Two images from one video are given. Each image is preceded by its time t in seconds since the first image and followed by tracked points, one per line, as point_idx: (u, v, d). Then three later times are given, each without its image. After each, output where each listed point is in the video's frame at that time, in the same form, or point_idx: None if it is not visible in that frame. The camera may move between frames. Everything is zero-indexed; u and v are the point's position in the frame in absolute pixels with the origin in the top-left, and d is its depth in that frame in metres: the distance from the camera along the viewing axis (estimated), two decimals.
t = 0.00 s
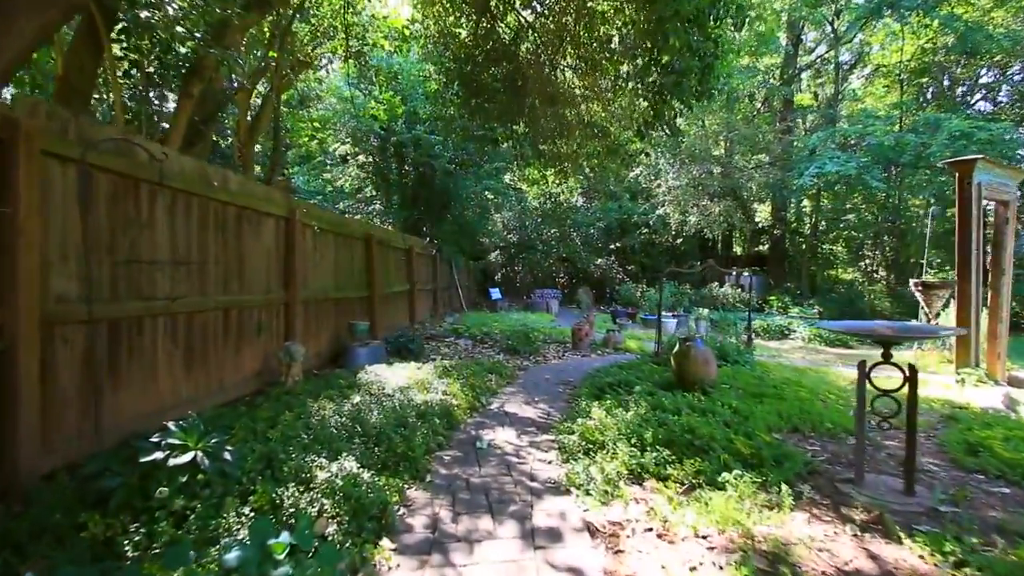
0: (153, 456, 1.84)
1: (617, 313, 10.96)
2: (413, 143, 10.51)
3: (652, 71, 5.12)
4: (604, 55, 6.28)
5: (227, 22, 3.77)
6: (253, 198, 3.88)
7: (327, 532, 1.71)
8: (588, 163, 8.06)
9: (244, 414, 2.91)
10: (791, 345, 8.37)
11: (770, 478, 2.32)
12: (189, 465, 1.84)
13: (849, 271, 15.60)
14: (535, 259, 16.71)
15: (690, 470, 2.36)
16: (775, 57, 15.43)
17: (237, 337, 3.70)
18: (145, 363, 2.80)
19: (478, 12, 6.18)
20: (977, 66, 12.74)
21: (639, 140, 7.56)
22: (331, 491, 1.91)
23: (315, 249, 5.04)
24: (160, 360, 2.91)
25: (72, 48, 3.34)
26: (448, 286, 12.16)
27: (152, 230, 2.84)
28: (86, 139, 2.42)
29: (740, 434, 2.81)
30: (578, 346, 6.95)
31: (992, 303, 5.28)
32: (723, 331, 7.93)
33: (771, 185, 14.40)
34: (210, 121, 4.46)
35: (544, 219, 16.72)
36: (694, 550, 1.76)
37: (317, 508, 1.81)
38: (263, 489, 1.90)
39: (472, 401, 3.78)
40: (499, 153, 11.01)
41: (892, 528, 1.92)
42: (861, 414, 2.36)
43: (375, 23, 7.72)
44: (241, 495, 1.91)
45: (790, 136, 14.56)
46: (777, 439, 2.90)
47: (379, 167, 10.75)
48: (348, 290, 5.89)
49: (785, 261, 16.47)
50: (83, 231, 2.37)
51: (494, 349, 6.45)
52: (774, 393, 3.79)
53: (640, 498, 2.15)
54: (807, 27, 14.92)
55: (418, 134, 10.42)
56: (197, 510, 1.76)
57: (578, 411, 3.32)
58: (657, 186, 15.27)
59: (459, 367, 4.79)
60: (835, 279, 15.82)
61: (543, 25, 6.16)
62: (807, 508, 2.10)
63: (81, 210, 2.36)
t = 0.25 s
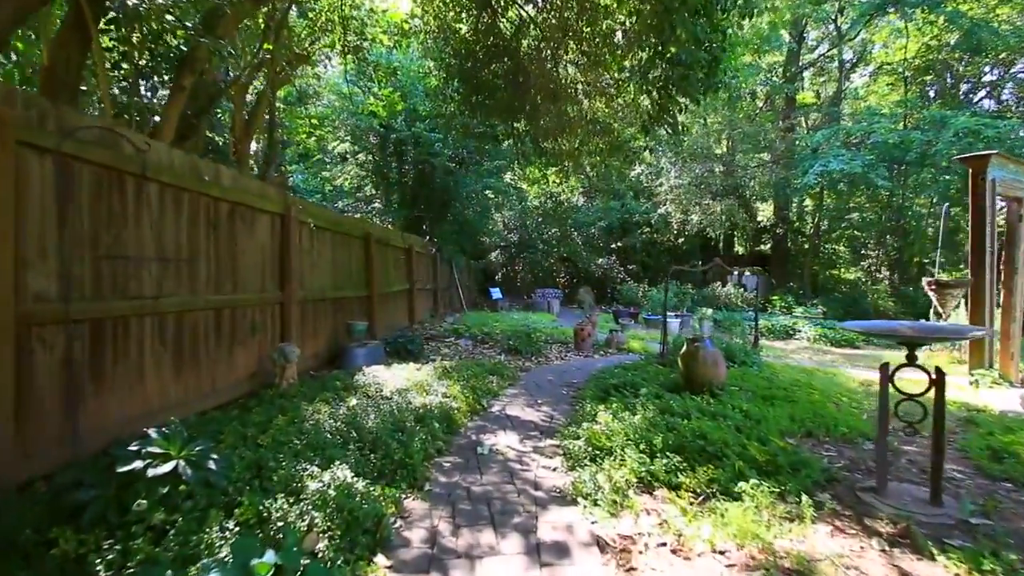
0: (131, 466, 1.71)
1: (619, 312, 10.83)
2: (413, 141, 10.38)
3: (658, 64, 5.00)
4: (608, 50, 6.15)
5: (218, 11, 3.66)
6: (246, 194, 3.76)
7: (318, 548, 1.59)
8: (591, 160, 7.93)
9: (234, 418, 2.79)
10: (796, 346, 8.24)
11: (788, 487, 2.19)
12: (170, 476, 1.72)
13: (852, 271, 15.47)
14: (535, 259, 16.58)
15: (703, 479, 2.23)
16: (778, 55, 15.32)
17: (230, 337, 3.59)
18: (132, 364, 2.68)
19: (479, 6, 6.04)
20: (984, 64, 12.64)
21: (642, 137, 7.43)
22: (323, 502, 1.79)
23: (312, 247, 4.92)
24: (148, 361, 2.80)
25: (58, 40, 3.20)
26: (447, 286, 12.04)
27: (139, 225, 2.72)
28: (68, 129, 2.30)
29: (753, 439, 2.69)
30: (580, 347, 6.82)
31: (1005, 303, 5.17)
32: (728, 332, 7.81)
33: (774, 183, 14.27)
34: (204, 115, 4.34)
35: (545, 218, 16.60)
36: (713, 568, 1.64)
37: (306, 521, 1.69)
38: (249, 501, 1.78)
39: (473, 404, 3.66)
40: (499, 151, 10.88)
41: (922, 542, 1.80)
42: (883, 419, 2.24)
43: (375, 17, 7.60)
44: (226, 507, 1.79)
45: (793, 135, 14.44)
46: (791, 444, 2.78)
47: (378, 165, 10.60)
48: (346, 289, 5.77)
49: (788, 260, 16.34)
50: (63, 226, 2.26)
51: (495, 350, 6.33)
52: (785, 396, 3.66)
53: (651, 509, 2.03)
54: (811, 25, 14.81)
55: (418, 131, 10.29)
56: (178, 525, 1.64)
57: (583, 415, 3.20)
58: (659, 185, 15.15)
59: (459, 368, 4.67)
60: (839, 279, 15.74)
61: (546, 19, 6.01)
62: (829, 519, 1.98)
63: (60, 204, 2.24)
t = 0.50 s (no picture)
0: (102, 479, 1.58)
1: (620, 312, 10.72)
2: (412, 139, 10.27)
3: (662, 58, 4.88)
4: (611, 45, 6.02)
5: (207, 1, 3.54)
6: (237, 190, 3.63)
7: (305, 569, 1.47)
8: (592, 158, 7.82)
9: (222, 425, 2.67)
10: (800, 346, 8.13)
11: (806, 498, 2.07)
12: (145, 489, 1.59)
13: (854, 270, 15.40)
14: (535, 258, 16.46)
15: (716, 490, 2.11)
16: (779, 54, 15.23)
17: (221, 338, 3.46)
18: (115, 367, 2.55)
19: None
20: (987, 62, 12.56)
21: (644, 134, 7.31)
22: (312, 517, 1.66)
23: (307, 245, 4.79)
24: (133, 364, 2.67)
25: (41, 30, 3.00)
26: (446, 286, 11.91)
27: (123, 221, 2.60)
28: (46, 119, 2.17)
29: (765, 445, 2.58)
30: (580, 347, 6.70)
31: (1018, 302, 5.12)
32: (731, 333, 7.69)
33: (776, 182, 14.12)
34: (196, 109, 4.21)
35: (545, 217, 16.49)
36: None
37: (293, 539, 1.57)
38: (232, 516, 1.65)
39: (473, 407, 3.54)
40: (499, 149, 10.76)
41: (954, 560, 1.68)
42: (906, 426, 2.12)
43: (373, 12, 7.48)
44: (208, 522, 1.67)
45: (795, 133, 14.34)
46: (805, 450, 2.66)
47: (377, 163, 10.57)
48: (343, 288, 5.65)
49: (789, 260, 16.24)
50: (39, 221, 2.13)
51: (495, 351, 6.21)
52: (795, 398, 3.54)
53: (663, 523, 1.91)
54: (812, 23, 14.73)
55: (417, 129, 10.17)
56: (153, 544, 1.51)
57: (587, 419, 3.08)
58: (660, 184, 15.05)
59: (458, 369, 4.55)
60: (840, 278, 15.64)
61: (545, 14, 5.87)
62: (853, 533, 1.86)
63: (36, 197, 2.12)
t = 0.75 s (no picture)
0: (65, 497, 1.43)
1: (621, 312, 10.60)
2: (410, 137, 10.17)
3: (665, 53, 4.77)
4: (613, 41, 5.86)
5: None
6: (227, 185, 3.50)
7: None
8: (593, 156, 7.71)
9: (207, 432, 2.53)
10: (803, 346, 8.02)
11: (827, 511, 1.95)
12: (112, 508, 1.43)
13: (855, 271, 15.44)
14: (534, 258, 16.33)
15: (732, 503, 1.98)
16: (779, 52, 15.15)
17: (209, 340, 3.33)
18: (94, 371, 2.42)
19: None
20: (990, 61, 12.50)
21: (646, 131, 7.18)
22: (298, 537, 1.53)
23: (301, 243, 4.66)
24: (113, 368, 2.53)
25: (20, 22, 2.83)
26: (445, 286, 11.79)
27: (103, 217, 2.47)
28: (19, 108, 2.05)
29: (779, 453, 2.45)
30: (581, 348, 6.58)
31: None
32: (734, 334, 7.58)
33: (778, 181, 13.98)
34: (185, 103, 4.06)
35: (544, 217, 16.36)
36: None
37: (276, 562, 1.44)
38: (210, 535, 1.52)
39: (472, 411, 3.41)
40: (498, 147, 10.64)
41: None
42: (932, 433, 2.00)
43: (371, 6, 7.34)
44: (185, 542, 1.54)
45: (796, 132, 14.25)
46: (820, 457, 2.54)
47: (374, 162, 10.46)
48: (339, 288, 5.52)
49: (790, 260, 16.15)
50: (10, 217, 2.00)
51: (494, 352, 6.09)
52: (805, 402, 3.42)
53: (676, 539, 1.78)
54: (813, 21, 14.65)
55: (415, 127, 10.04)
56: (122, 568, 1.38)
57: (591, 424, 2.95)
58: (660, 183, 14.94)
59: (457, 371, 4.42)
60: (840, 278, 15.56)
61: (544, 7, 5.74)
62: (880, 550, 1.73)
63: (8, 191, 1.99)
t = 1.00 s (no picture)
0: (24, 514, 1.32)
1: (621, 312, 10.48)
2: (407, 133, 10.02)
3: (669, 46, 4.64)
4: (614, 34, 5.58)
5: None
6: (215, 179, 3.35)
7: None
8: (593, 152, 7.61)
9: (190, 439, 2.39)
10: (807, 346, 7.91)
11: (852, 526, 1.82)
12: (76, 526, 1.33)
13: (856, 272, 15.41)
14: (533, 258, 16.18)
15: (749, 518, 1.85)
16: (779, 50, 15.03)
17: (196, 340, 3.19)
18: (70, 374, 2.28)
19: None
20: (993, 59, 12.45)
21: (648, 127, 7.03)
22: (279, 560, 1.40)
23: (294, 240, 4.52)
24: (90, 370, 2.40)
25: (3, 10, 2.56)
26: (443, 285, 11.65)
27: (78, 210, 2.33)
28: None
29: (795, 460, 2.32)
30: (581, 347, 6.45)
31: None
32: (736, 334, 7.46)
33: (779, 179, 13.84)
34: (172, 95, 3.94)
35: (542, 215, 16.23)
36: None
37: None
38: (183, 558, 1.38)
39: (471, 415, 3.28)
40: (497, 144, 10.49)
41: None
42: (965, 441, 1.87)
43: None
44: (157, 567, 1.40)
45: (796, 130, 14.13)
46: (838, 464, 2.41)
47: (371, 159, 10.33)
48: (334, 287, 5.38)
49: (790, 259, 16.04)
50: None
51: (493, 352, 5.96)
52: (817, 405, 3.29)
53: (693, 556, 1.65)
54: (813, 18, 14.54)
55: (412, 123, 9.89)
56: None
57: (595, 429, 2.81)
58: (661, 181, 14.82)
59: (455, 373, 4.29)
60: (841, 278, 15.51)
61: None
62: (912, 570, 1.61)
63: None
